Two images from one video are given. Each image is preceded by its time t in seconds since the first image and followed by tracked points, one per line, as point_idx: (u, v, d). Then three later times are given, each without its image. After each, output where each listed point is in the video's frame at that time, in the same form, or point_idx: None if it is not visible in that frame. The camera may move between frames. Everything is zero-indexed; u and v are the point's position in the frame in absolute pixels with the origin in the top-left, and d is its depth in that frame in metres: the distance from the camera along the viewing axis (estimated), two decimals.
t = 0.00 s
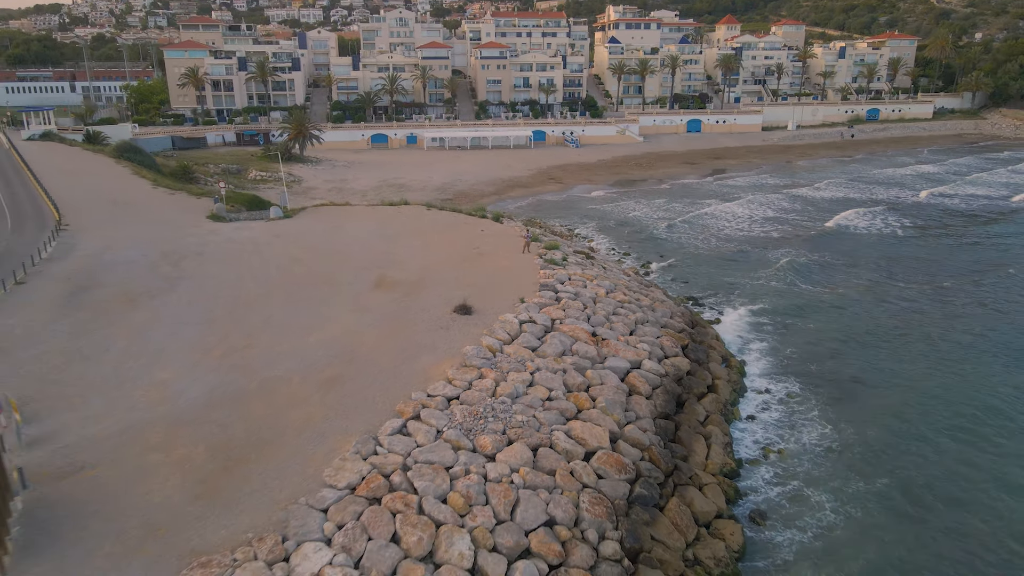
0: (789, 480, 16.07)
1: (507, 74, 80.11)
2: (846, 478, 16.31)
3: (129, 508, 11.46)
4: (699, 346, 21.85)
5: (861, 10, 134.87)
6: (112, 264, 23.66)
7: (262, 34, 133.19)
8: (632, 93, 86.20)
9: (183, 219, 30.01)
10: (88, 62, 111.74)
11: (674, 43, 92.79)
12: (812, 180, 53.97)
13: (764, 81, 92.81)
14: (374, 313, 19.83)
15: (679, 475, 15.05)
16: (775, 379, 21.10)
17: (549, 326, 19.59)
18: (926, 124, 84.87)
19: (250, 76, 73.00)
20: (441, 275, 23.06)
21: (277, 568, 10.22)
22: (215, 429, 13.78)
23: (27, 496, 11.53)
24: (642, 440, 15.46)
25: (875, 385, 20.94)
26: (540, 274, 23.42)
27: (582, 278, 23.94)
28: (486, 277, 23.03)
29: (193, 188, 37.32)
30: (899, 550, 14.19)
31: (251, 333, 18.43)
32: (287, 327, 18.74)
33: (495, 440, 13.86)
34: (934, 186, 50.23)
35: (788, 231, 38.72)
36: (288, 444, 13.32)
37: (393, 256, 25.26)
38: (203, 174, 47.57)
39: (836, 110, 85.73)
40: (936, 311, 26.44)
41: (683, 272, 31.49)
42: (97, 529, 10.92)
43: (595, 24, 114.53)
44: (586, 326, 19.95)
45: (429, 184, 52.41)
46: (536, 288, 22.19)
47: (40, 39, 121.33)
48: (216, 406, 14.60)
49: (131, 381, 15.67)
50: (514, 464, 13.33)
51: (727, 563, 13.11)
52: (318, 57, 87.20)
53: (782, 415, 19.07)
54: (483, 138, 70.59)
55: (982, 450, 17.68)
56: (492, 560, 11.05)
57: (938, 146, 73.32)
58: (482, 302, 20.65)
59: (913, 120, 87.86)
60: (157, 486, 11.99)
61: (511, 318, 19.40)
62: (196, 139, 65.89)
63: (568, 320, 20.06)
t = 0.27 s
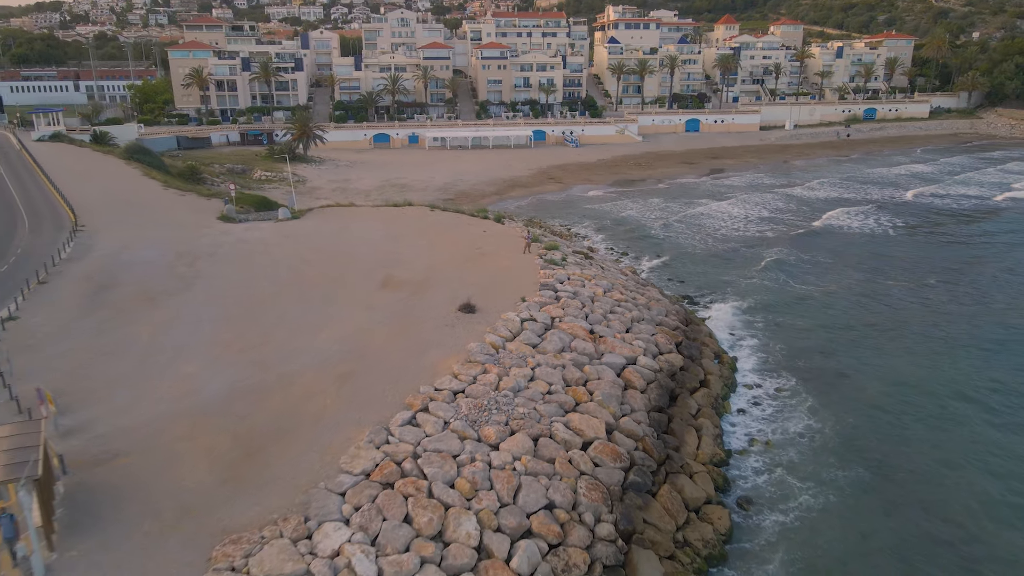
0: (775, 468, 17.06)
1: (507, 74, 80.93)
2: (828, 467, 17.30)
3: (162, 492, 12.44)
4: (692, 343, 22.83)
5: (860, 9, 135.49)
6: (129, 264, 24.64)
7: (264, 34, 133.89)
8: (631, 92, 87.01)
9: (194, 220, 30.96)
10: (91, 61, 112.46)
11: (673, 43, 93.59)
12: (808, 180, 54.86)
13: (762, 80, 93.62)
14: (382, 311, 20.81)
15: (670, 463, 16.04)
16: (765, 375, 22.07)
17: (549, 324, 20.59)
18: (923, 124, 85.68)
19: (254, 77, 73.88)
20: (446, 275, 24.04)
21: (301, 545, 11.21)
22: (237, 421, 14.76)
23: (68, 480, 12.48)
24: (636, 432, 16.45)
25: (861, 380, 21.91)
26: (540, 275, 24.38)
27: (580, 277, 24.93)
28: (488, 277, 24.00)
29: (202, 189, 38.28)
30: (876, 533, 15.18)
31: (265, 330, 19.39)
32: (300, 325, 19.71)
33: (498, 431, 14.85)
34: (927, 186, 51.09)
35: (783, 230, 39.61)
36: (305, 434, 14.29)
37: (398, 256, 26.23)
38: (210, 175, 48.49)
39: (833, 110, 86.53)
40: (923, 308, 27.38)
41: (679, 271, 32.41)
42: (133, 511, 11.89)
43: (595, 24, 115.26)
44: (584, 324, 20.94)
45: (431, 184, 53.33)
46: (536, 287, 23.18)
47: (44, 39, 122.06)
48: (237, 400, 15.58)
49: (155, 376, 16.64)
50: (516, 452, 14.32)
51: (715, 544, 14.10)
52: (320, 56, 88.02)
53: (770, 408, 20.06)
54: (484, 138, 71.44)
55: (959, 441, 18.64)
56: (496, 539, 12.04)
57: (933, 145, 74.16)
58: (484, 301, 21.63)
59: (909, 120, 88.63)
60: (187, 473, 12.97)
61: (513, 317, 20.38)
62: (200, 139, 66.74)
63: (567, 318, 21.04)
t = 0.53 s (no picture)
0: (763, 457, 18.07)
1: (508, 74, 81.76)
2: (814, 457, 18.29)
3: (191, 476, 13.46)
4: (686, 340, 23.82)
5: (858, 8, 136.17)
6: (146, 264, 25.66)
7: (265, 32, 134.67)
8: (630, 92, 87.82)
9: (205, 221, 31.92)
10: (95, 60, 113.25)
11: (672, 43, 94.42)
12: (803, 180, 55.75)
13: (761, 80, 94.42)
14: (390, 309, 21.80)
15: (663, 453, 17.06)
16: (755, 369, 23.06)
17: (549, 321, 21.59)
18: (919, 123, 86.48)
19: (258, 77, 74.75)
20: (450, 275, 25.03)
21: (322, 524, 12.22)
22: (257, 412, 15.78)
23: (103, 466, 13.53)
24: (631, 423, 17.46)
25: (848, 374, 22.90)
26: (541, 274, 25.37)
27: (579, 276, 25.92)
28: (491, 276, 24.98)
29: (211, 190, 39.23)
30: (855, 518, 16.18)
31: (279, 327, 20.39)
32: (311, 322, 20.71)
33: (502, 422, 15.86)
34: (921, 185, 51.94)
35: (777, 229, 40.51)
36: (321, 424, 15.31)
37: (404, 256, 27.21)
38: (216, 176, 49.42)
39: (830, 109, 87.35)
40: (910, 306, 28.31)
41: (675, 270, 33.35)
42: (166, 493, 12.91)
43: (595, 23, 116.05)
44: (582, 322, 21.95)
45: (434, 184, 54.26)
46: (536, 286, 24.18)
47: (46, 38, 122.74)
48: (256, 393, 16.58)
49: (177, 370, 17.65)
50: (517, 442, 15.33)
51: (703, 527, 15.12)
52: (322, 56, 88.85)
53: (760, 401, 21.05)
54: (485, 138, 72.32)
55: (941, 432, 19.63)
56: (500, 520, 13.05)
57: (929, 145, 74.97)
58: (488, 300, 22.64)
59: (906, 119, 89.41)
60: (213, 459, 13.98)
61: (514, 314, 21.36)
62: (205, 139, 67.62)
63: (566, 316, 22.05)
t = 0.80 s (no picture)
0: (751, 447, 19.10)
1: (508, 74, 82.65)
2: (800, 447, 19.32)
3: (216, 462, 14.49)
4: (681, 336, 24.83)
5: (856, 7, 136.98)
6: (161, 263, 26.67)
7: (267, 31, 135.59)
8: (630, 91, 88.72)
9: (215, 221, 32.92)
10: (98, 59, 114.09)
11: (671, 43, 95.29)
12: (799, 179, 56.68)
13: (759, 79, 95.28)
14: (398, 307, 22.81)
15: (657, 443, 18.09)
16: (747, 364, 24.08)
17: (549, 319, 22.60)
18: (916, 122, 87.34)
19: (261, 77, 75.67)
20: (454, 274, 26.04)
21: (339, 506, 13.25)
22: (275, 404, 16.80)
23: (134, 453, 14.56)
24: (626, 414, 18.48)
25: (836, 369, 23.90)
26: (541, 273, 26.38)
27: (578, 275, 26.93)
28: (493, 275, 25.99)
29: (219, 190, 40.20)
30: (837, 503, 17.21)
31: (292, 324, 21.42)
32: (322, 320, 21.74)
33: (505, 413, 16.89)
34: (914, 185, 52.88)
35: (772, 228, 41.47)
36: (336, 415, 16.34)
37: (409, 256, 28.21)
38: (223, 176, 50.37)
39: (828, 108, 88.25)
40: (898, 303, 29.28)
41: (671, 269, 34.36)
42: (194, 477, 13.94)
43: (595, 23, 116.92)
44: (581, 319, 22.95)
45: (436, 184, 55.21)
46: (537, 284, 25.18)
47: (49, 37, 123.45)
48: (273, 386, 17.62)
49: (197, 365, 18.68)
50: (519, 431, 16.36)
51: (694, 512, 16.16)
52: (325, 56, 89.79)
53: (750, 395, 22.08)
54: (485, 137, 73.25)
55: (921, 424, 20.66)
56: (504, 503, 14.07)
57: (924, 144, 75.87)
58: (490, 298, 23.64)
59: (902, 118, 90.28)
60: (236, 447, 15.01)
61: (516, 312, 22.40)
62: (209, 139, 68.55)
63: (566, 313, 23.06)
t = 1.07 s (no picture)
0: (740, 438, 20.13)
1: (508, 74, 83.49)
2: (786, 437, 20.35)
3: (239, 449, 15.53)
4: (675, 332, 25.84)
5: (855, 5, 137.63)
6: (176, 262, 27.69)
7: (269, 30, 136.33)
8: (629, 91, 89.58)
9: (225, 221, 33.92)
10: (102, 58, 114.86)
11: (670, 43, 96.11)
12: (795, 178, 57.58)
13: (757, 78, 96.07)
14: (404, 305, 23.83)
15: (651, 433, 19.13)
16: (738, 359, 25.09)
17: (549, 315, 23.63)
18: (912, 121, 88.16)
19: (265, 77, 76.53)
20: (457, 273, 27.04)
21: (355, 489, 14.31)
22: (291, 396, 17.84)
23: (162, 442, 15.60)
24: (622, 406, 19.52)
25: (824, 363, 24.90)
26: (541, 272, 27.38)
27: (577, 274, 27.93)
28: (495, 274, 27.01)
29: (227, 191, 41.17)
30: (820, 490, 18.25)
31: (303, 321, 22.45)
32: (333, 317, 22.76)
33: (507, 404, 17.92)
34: (908, 184, 53.77)
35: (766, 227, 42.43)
36: (349, 407, 17.37)
37: (414, 255, 29.21)
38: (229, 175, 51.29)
39: (825, 107, 89.08)
40: (887, 300, 30.25)
41: (668, 267, 35.38)
42: (219, 463, 14.97)
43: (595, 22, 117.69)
44: (580, 316, 23.97)
45: (437, 184, 56.13)
46: (537, 283, 26.20)
47: (52, 35, 124.10)
48: (289, 379, 18.67)
49: (215, 360, 19.71)
50: (521, 421, 17.41)
51: (685, 498, 17.22)
52: (327, 56, 90.62)
53: (741, 388, 23.10)
54: (486, 136, 74.13)
55: (904, 416, 21.67)
56: (507, 488, 15.10)
57: (920, 143, 76.73)
58: (493, 296, 24.67)
59: (899, 117, 91.10)
60: (257, 436, 16.04)
61: (517, 309, 23.42)
62: (214, 138, 69.44)
63: (565, 311, 24.08)
